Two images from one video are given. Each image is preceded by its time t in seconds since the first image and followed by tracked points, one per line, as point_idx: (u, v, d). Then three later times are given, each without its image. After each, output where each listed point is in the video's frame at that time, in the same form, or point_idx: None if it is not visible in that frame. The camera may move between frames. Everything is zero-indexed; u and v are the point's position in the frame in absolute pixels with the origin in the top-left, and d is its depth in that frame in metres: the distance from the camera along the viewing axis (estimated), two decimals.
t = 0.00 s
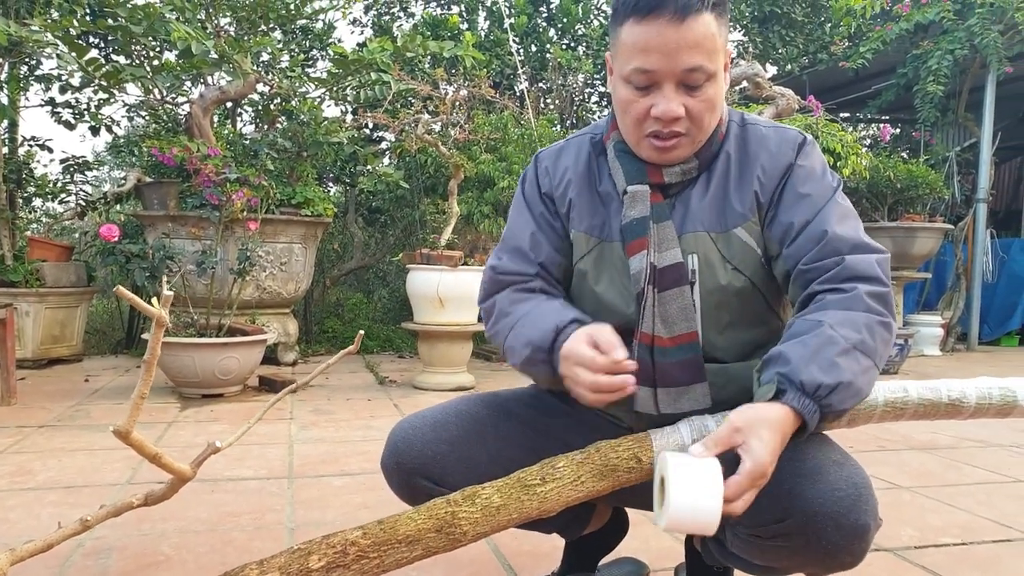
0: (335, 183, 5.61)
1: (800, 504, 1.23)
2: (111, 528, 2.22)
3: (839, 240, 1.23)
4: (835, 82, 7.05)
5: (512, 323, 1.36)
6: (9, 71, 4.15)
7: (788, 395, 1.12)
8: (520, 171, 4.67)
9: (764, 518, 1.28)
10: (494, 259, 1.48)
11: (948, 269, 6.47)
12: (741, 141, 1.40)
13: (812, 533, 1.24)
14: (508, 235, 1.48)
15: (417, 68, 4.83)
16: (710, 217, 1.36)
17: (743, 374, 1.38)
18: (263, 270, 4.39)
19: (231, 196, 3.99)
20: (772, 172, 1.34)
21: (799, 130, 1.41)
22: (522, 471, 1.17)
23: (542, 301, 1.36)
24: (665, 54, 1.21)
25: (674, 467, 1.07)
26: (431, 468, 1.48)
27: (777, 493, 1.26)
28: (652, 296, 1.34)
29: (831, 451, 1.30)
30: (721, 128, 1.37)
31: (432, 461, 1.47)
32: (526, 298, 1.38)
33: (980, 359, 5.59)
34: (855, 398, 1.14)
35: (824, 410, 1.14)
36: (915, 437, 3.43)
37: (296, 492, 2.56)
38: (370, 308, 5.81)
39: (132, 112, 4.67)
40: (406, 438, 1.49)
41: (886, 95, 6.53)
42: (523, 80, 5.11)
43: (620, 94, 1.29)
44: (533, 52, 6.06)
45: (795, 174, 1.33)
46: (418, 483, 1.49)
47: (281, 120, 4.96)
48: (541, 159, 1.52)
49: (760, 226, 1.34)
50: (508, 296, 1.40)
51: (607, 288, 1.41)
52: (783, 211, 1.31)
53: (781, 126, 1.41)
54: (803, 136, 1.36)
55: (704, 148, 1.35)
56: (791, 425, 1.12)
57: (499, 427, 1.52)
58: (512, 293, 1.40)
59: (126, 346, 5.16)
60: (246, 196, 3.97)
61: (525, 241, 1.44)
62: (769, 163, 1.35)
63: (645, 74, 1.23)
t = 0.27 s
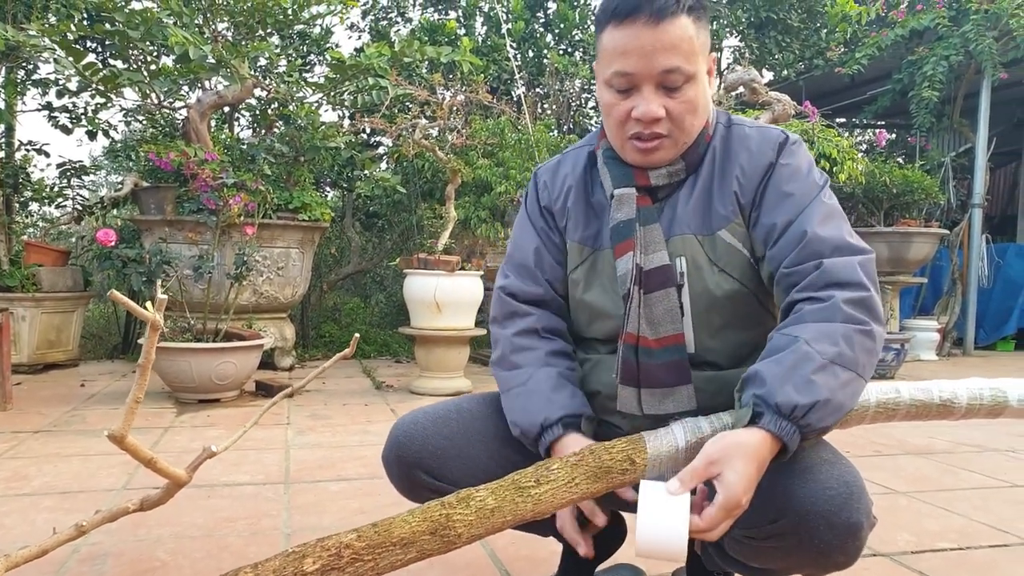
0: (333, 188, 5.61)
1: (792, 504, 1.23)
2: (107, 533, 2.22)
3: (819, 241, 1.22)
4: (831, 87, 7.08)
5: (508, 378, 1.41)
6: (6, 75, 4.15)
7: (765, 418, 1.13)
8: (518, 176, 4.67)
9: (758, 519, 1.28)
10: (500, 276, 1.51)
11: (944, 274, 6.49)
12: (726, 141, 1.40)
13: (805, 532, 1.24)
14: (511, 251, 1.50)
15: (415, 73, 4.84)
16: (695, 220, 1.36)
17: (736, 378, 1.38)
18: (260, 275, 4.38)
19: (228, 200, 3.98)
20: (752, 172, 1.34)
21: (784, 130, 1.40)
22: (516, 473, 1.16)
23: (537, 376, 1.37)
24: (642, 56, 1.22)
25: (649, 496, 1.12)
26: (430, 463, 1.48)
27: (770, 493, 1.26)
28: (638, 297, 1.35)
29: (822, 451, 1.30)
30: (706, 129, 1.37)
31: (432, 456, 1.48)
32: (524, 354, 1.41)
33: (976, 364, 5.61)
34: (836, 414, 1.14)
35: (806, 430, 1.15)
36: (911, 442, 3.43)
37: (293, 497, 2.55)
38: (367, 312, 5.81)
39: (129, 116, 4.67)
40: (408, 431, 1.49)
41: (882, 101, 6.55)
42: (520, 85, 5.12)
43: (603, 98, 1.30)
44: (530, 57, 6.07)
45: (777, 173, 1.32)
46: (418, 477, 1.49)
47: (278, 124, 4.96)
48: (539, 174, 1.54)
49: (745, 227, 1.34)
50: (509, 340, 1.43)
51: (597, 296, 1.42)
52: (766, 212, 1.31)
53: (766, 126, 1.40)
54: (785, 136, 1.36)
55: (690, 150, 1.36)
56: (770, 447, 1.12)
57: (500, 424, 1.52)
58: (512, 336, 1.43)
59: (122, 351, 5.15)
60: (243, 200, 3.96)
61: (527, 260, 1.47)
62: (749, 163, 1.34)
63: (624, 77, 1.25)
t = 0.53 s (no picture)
0: (330, 191, 5.62)
1: (790, 512, 1.23)
2: (104, 538, 2.21)
3: (804, 242, 1.22)
4: (829, 91, 7.10)
5: (519, 395, 1.39)
6: (4, 79, 4.15)
7: (751, 433, 1.13)
8: (516, 180, 4.67)
9: (754, 526, 1.28)
10: (505, 285, 1.50)
11: (941, 277, 6.50)
12: (714, 144, 1.41)
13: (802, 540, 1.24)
14: (515, 262, 1.50)
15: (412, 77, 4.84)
16: (688, 225, 1.37)
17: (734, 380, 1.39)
18: (258, 279, 4.38)
19: (226, 204, 3.97)
20: (739, 174, 1.35)
21: (769, 131, 1.41)
22: (515, 479, 1.16)
23: (551, 396, 1.35)
24: (626, 64, 1.22)
25: (637, 502, 1.15)
26: (428, 467, 1.47)
27: (768, 500, 1.26)
28: (636, 304, 1.34)
29: (820, 459, 1.30)
30: (694, 134, 1.38)
31: (430, 461, 1.47)
32: (537, 369, 1.39)
33: (974, 368, 5.61)
34: (823, 421, 1.14)
35: (793, 441, 1.14)
36: (909, 446, 3.43)
37: (290, 501, 2.55)
38: (365, 316, 5.81)
39: (127, 120, 4.67)
40: (406, 438, 1.49)
41: (879, 104, 6.56)
42: (518, 89, 5.12)
43: (589, 108, 1.30)
44: (528, 60, 6.07)
45: (764, 175, 1.33)
46: (416, 483, 1.49)
47: (276, 128, 4.96)
48: (535, 188, 1.55)
49: (735, 229, 1.35)
50: (521, 354, 1.41)
51: (596, 309, 1.43)
52: (754, 213, 1.31)
53: (753, 128, 1.41)
54: (771, 137, 1.37)
55: (678, 156, 1.37)
56: (755, 463, 1.12)
57: (494, 424, 1.55)
58: (525, 348, 1.41)
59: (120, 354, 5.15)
60: (241, 204, 3.96)
61: (535, 271, 1.47)
62: (735, 164, 1.36)
63: (609, 86, 1.25)
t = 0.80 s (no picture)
0: (330, 195, 5.62)
1: (793, 518, 1.23)
2: (104, 542, 2.21)
3: (811, 246, 1.22)
4: (829, 94, 7.11)
5: (498, 397, 1.41)
6: (4, 83, 4.16)
7: (747, 410, 1.14)
8: (515, 183, 4.68)
9: (757, 532, 1.27)
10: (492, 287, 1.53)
11: (942, 280, 6.49)
12: (714, 149, 1.40)
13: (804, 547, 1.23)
14: (503, 263, 1.51)
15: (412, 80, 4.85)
16: (686, 229, 1.36)
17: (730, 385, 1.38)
18: (257, 282, 4.39)
19: (226, 207, 3.97)
20: (740, 179, 1.34)
21: (771, 137, 1.41)
22: (516, 484, 1.16)
23: (528, 393, 1.37)
24: (623, 73, 1.22)
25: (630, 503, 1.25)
26: (426, 476, 1.47)
27: (771, 507, 1.25)
28: (631, 310, 1.35)
29: (823, 465, 1.29)
30: (693, 138, 1.38)
31: (427, 470, 1.47)
32: (517, 369, 1.41)
33: (975, 371, 5.60)
34: (820, 408, 1.14)
35: (789, 425, 1.14)
36: (910, 449, 3.42)
37: (290, 505, 2.55)
38: (365, 319, 5.81)
39: (127, 124, 4.67)
40: (402, 446, 1.48)
41: (879, 107, 6.56)
42: (518, 92, 5.13)
43: (586, 115, 1.30)
44: (528, 63, 6.08)
45: (767, 181, 1.32)
46: (412, 491, 1.48)
47: (276, 131, 4.97)
48: (529, 187, 1.56)
49: (734, 234, 1.34)
50: (501, 355, 1.43)
51: (591, 310, 1.43)
52: (757, 217, 1.31)
53: (755, 134, 1.41)
54: (773, 143, 1.36)
55: (676, 162, 1.36)
56: (751, 442, 1.13)
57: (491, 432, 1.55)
58: (504, 349, 1.43)
59: (120, 358, 5.14)
60: (241, 207, 3.96)
61: (518, 273, 1.48)
62: (738, 171, 1.35)
63: (606, 94, 1.25)
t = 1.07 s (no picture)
0: (331, 197, 5.62)
1: (796, 519, 1.23)
2: (105, 544, 2.21)
3: (835, 251, 1.21)
4: (830, 95, 7.11)
5: (482, 380, 1.43)
6: (5, 85, 4.15)
7: (742, 358, 1.17)
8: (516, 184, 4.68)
9: (761, 534, 1.28)
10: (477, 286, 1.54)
11: (943, 280, 6.49)
12: (719, 154, 1.40)
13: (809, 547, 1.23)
14: (490, 263, 1.53)
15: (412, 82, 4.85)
16: (686, 232, 1.36)
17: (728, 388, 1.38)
18: (258, 284, 4.39)
19: (226, 210, 3.96)
20: (750, 186, 1.34)
21: (778, 143, 1.40)
22: (518, 485, 1.16)
23: (509, 368, 1.39)
24: (619, 77, 1.22)
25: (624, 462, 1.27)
26: (426, 481, 1.47)
27: (774, 507, 1.25)
28: (626, 312, 1.35)
29: (825, 466, 1.29)
30: (692, 142, 1.38)
31: (428, 475, 1.47)
32: (498, 353, 1.43)
33: (976, 372, 5.60)
34: (814, 374, 1.14)
35: (779, 384, 1.15)
36: (911, 450, 3.42)
37: (291, 507, 2.55)
38: (365, 321, 5.81)
39: (128, 126, 4.67)
40: (403, 450, 1.49)
41: (880, 108, 6.56)
42: (519, 94, 5.13)
43: (583, 117, 1.30)
44: (529, 65, 6.08)
45: (778, 188, 1.31)
46: (413, 497, 1.48)
47: (276, 133, 4.97)
48: (523, 185, 1.56)
49: (736, 239, 1.34)
50: (482, 344, 1.45)
51: (589, 309, 1.42)
52: (770, 224, 1.30)
53: (762, 139, 1.40)
54: (781, 150, 1.36)
55: (673, 164, 1.36)
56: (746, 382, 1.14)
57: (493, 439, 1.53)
58: (484, 340, 1.45)
59: (120, 360, 5.14)
60: (241, 209, 3.96)
61: (502, 271, 1.49)
62: (747, 178, 1.35)
63: (602, 98, 1.25)
